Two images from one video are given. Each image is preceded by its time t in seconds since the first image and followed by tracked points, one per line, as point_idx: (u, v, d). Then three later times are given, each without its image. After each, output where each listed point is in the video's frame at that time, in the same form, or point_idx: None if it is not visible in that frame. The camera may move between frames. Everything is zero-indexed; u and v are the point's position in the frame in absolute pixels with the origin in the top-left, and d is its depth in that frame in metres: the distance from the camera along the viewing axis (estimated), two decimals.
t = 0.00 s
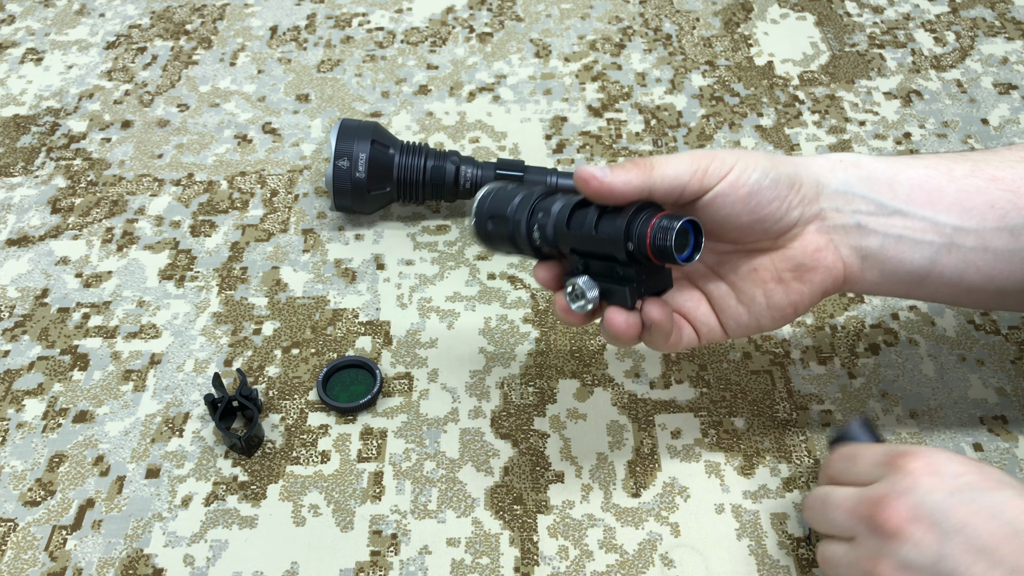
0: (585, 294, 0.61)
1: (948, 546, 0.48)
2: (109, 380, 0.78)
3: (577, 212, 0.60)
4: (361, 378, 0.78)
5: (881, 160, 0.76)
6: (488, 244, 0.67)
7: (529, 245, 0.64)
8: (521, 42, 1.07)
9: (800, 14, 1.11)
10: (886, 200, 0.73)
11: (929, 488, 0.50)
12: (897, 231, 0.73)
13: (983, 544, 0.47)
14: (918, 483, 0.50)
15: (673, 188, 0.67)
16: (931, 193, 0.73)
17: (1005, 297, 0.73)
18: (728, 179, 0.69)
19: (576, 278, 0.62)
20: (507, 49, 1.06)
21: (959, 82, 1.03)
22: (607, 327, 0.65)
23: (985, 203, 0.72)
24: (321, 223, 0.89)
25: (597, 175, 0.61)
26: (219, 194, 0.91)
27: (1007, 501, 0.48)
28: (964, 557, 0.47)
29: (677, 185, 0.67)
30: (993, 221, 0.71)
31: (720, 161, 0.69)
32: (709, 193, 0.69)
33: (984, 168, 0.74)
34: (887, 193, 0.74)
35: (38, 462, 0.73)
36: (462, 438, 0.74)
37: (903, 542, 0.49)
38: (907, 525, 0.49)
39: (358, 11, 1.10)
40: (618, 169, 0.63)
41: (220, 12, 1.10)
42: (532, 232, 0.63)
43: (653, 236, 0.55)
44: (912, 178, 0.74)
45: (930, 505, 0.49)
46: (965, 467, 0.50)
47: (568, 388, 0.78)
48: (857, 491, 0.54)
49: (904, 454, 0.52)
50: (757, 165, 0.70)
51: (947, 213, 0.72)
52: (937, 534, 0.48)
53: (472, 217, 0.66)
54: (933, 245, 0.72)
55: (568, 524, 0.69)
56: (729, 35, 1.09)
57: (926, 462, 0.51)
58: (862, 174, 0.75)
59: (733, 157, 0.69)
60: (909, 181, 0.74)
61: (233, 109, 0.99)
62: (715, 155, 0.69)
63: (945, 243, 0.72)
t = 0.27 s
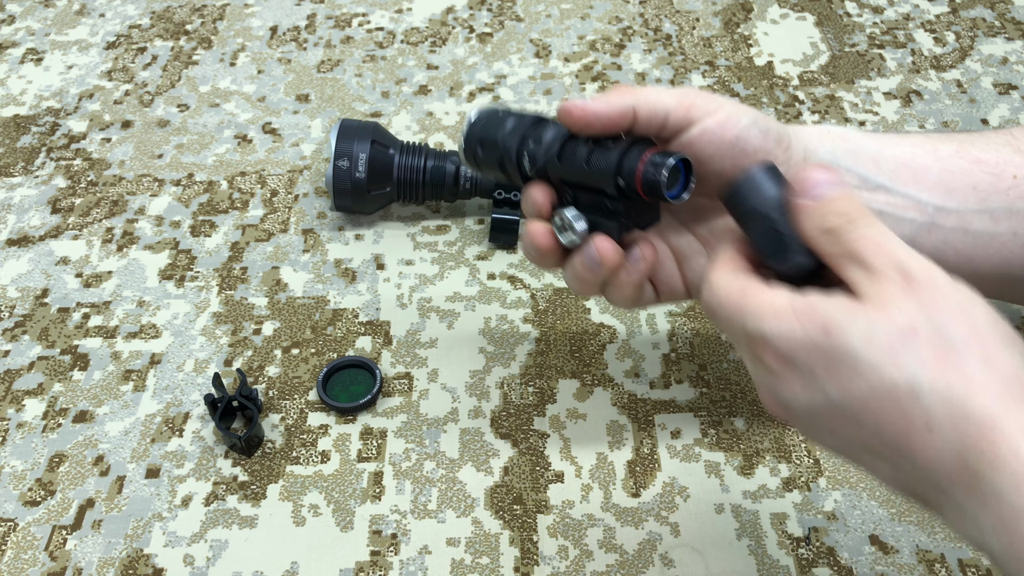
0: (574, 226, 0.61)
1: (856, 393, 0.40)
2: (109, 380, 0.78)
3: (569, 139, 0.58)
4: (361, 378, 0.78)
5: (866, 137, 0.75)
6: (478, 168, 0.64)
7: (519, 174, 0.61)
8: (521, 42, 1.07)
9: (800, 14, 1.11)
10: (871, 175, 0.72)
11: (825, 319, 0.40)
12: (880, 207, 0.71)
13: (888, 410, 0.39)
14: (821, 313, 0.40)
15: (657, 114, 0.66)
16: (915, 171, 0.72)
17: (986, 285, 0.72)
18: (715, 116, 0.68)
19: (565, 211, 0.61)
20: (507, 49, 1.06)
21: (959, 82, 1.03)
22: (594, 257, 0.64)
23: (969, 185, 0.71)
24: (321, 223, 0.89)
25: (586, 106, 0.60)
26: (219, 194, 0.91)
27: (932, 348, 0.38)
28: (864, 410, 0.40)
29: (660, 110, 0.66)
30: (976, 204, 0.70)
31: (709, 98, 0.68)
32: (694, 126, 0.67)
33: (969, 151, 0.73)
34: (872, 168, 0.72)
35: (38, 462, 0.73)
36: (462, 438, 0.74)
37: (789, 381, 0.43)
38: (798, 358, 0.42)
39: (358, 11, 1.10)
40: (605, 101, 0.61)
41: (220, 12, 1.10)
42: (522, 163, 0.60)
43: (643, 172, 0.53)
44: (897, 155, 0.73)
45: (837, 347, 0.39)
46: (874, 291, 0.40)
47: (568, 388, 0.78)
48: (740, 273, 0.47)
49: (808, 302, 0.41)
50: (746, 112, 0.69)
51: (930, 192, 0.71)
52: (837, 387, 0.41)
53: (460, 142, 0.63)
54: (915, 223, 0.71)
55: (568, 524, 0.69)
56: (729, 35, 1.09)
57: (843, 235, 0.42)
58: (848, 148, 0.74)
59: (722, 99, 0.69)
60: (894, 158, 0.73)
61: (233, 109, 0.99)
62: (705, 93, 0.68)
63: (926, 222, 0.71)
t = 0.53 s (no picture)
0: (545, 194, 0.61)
1: (786, 350, 0.45)
2: (109, 380, 0.78)
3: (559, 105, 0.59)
4: (361, 378, 0.78)
5: (853, 126, 0.76)
6: (454, 102, 0.66)
7: (495, 115, 0.63)
8: (521, 42, 1.07)
9: (799, 14, 1.11)
10: (851, 170, 0.74)
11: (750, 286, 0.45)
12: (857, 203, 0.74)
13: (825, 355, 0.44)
14: (745, 275, 0.45)
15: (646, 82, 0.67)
16: (896, 166, 0.73)
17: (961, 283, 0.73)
18: (703, 94, 0.68)
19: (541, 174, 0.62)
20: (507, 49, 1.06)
21: (958, 82, 1.03)
22: (560, 229, 0.64)
23: (947, 184, 0.72)
24: (321, 223, 0.89)
25: (575, 79, 0.59)
26: (219, 194, 0.91)
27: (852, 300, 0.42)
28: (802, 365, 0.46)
29: (648, 77, 0.66)
30: (952, 204, 0.72)
31: (702, 74, 0.68)
32: (681, 101, 0.68)
33: (953, 147, 0.74)
34: (853, 162, 0.74)
35: (39, 462, 0.73)
36: (462, 438, 0.74)
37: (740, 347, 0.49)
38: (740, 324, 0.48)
39: (358, 11, 1.10)
40: (594, 71, 0.62)
41: (220, 12, 1.10)
42: (506, 109, 0.61)
43: (632, 156, 0.54)
44: (880, 149, 0.74)
45: (760, 312, 0.45)
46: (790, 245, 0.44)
47: (568, 388, 0.78)
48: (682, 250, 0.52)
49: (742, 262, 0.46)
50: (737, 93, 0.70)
51: (909, 190, 0.73)
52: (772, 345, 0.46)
53: (442, 71, 0.64)
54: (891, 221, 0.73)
55: (568, 524, 0.69)
56: (729, 35, 1.09)
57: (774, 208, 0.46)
58: (831, 138, 0.75)
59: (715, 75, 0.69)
60: (876, 152, 0.74)
61: (233, 109, 0.99)
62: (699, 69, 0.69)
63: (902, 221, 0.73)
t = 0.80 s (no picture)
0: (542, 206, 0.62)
1: (778, 353, 0.40)
2: (109, 380, 0.78)
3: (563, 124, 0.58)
4: (361, 378, 0.78)
5: (864, 150, 0.71)
6: (465, 91, 0.67)
7: (501, 114, 0.64)
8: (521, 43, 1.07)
9: (799, 14, 1.11)
10: (859, 198, 0.70)
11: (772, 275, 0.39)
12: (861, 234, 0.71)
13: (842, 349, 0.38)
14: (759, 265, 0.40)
15: (645, 117, 0.65)
16: (906, 193, 0.69)
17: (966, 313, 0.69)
18: (703, 133, 0.67)
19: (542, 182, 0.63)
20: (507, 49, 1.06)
21: (958, 82, 1.03)
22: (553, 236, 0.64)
23: (958, 209, 0.67)
24: (321, 223, 0.89)
25: (578, 105, 0.57)
26: (219, 194, 0.91)
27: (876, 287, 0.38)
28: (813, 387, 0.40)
29: (649, 112, 0.65)
30: (961, 229, 0.67)
31: (703, 111, 0.67)
32: (680, 137, 0.67)
33: (965, 168, 0.69)
34: (862, 190, 0.70)
35: (39, 462, 0.73)
36: (462, 438, 0.74)
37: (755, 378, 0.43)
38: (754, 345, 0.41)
39: (358, 11, 1.10)
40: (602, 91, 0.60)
41: (220, 12, 1.10)
42: (512, 112, 0.62)
43: (629, 181, 0.54)
44: (891, 175, 0.70)
45: (742, 305, 0.41)
46: (787, 235, 0.40)
47: (568, 388, 0.78)
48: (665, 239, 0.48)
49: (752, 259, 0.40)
50: (739, 130, 0.68)
51: (917, 218, 0.69)
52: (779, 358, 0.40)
53: (455, 61, 0.65)
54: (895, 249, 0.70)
55: (568, 524, 0.69)
56: (729, 35, 1.09)
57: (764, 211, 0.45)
58: (842, 166, 0.70)
59: (717, 111, 0.67)
60: (887, 179, 0.70)
61: (233, 109, 0.99)
62: (701, 104, 0.67)
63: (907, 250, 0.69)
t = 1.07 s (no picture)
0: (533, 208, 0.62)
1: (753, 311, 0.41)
2: (109, 380, 0.78)
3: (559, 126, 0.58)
4: (361, 378, 0.78)
5: (868, 170, 0.72)
6: (475, 90, 0.67)
7: (505, 113, 0.64)
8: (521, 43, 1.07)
9: (799, 14, 1.11)
10: (864, 215, 0.70)
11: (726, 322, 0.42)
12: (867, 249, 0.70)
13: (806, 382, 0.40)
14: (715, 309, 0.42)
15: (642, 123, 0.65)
16: (911, 210, 0.69)
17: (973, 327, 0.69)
18: (702, 141, 0.66)
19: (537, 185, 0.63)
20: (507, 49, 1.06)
21: (958, 82, 1.04)
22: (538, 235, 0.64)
23: (963, 224, 0.68)
24: (321, 223, 0.89)
25: (574, 106, 0.57)
26: (219, 194, 0.91)
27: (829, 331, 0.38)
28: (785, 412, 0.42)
29: (647, 118, 0.64)
30: (968, 244, 0.68)
31: (704, 119, 0.66)
32: (679, 144, 0.66)
33: (969, 185, 0.70)
34: (867, 207, 0.70)
35: (39, 462, 0.73)
36: (462, 438, 0.75)
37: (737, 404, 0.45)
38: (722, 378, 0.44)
39: (358, 11, 1.10)
40: (601, 95, 0.60)
41: (220, 12, 1.10)
42: (514, 112, 0.62)
43: (614, 188, 0.53)
44: (896, 192, 0.70)
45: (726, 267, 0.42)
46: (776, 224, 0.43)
47: (568, 388, 0.78)
48: (647, 259, 0.48)
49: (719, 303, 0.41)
50: (741, 140, 0.67)
51: (922, 234, 0.69)
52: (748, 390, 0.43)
53: (468, 59, 0.65)
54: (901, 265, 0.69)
55: (568, 524, 0.70)
56: (729, 35, 1.09)
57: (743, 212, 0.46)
58: (846, 184, 0.71)
59: (718, 122, 0.67)
60: (892, 195, 0.70)
61: (233, 110, 0.99)
62: (702, 113, 0.66)
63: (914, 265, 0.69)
